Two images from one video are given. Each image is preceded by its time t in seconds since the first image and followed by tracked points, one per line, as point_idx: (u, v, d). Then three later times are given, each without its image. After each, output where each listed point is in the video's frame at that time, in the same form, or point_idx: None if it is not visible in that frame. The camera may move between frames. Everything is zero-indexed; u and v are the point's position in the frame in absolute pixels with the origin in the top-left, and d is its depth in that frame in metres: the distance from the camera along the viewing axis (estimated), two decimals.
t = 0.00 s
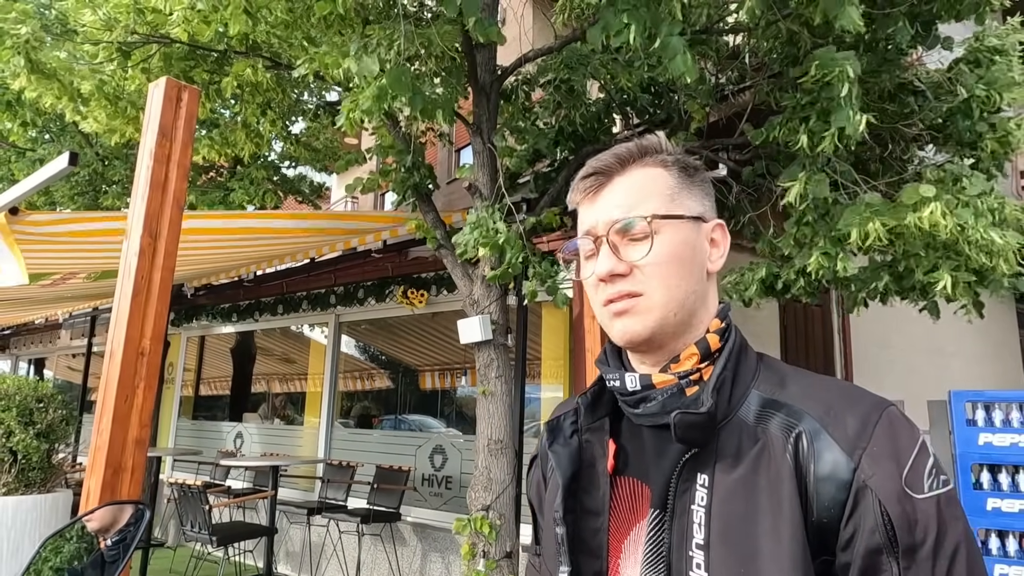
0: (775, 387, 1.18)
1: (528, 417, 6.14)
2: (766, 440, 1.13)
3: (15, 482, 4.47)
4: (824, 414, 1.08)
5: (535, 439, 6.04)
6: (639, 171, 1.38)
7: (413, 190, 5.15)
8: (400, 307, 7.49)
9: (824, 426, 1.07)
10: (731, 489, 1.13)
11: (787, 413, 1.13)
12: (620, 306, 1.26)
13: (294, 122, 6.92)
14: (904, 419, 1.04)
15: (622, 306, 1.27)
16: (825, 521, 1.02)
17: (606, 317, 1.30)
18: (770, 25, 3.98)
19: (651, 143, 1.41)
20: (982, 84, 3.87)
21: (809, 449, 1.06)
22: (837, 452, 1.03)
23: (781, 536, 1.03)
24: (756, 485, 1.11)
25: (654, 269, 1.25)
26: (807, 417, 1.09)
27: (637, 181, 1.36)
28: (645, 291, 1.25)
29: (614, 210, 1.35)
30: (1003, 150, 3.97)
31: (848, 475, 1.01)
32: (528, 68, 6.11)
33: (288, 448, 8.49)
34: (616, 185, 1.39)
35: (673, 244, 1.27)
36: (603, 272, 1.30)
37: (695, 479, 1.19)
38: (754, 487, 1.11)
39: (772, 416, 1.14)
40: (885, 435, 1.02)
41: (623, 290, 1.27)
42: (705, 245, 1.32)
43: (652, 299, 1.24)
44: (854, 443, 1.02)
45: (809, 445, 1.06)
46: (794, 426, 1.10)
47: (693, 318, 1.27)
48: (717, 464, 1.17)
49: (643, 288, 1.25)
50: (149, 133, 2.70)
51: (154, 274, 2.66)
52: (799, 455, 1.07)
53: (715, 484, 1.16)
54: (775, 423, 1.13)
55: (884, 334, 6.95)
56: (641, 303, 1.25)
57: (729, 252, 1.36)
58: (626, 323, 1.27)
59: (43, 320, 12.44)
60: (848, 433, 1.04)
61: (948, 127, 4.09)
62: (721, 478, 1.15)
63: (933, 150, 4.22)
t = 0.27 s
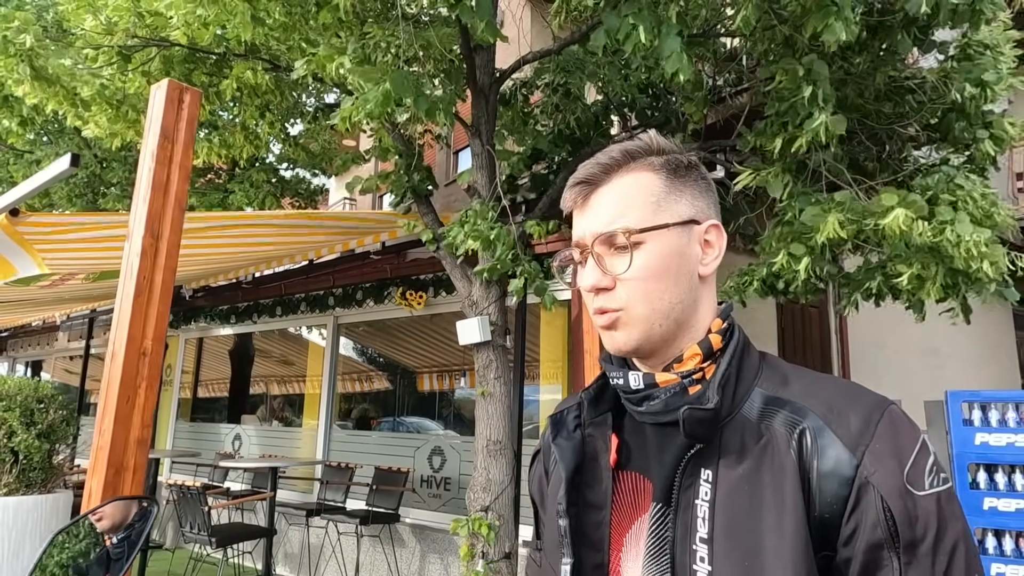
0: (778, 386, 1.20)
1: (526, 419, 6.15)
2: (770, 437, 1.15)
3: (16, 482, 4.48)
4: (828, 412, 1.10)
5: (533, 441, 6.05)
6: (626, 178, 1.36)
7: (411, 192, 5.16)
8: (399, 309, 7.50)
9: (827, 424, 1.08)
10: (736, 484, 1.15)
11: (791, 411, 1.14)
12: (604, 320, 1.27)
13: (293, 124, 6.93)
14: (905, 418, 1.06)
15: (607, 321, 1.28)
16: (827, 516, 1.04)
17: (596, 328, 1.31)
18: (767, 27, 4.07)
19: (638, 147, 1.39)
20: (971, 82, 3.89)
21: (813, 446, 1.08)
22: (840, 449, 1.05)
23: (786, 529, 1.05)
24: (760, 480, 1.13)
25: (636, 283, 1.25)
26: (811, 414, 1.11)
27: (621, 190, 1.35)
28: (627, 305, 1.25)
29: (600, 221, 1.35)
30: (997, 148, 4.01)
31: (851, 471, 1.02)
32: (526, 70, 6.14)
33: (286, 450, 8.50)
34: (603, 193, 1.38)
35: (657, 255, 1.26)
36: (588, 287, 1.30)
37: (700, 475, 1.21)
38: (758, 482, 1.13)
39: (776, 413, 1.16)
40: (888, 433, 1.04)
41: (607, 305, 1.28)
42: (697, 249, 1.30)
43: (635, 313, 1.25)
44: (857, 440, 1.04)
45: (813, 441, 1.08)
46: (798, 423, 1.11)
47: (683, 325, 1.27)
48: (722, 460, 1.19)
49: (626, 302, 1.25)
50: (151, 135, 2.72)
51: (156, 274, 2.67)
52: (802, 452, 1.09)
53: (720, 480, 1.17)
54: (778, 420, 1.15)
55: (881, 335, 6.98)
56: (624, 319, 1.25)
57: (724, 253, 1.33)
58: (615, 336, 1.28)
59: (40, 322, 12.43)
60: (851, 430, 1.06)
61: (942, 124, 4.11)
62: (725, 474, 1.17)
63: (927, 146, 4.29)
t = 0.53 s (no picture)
0: (784, 391, 1.21)
1: (525, 421, 6.15)
2: (775, 442, 1.16)
3: (18, 486, 4.46)
4: (833, 417, 1.11)
5: (532, 443, 6.06)
6: (636, 189, 1.36)
7: (411, 195, 5.17)
8: (397, 311, 7.50)
9: (833, 428, 1.09)
10: (742, 488, 1.16)
11: (797, 415, 1.15)
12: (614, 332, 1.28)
13: (292, 127, 6.94)
14: (911, 424, 1.07)
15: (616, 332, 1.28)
16: (834, 520, 1.04)
17: (606, 341, 1.31)
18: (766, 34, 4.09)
19: (647, 157, 1.38)
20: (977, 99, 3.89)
21: (818, 450, 1.09)
22: (846, 453, 1.06)
23: (793, 532, 1.05)
24: (767, 483, 1.13)
25: (647, 296, 1.25)
26: (817, 419, 1.12)
27: (632, 201, 1.34)
28: (639, 319, 1.25)
29: (609, 232, 1.34)
30: (996, 162, 3.95)
31: (857, 476, 1.03)
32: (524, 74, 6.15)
33: (284, 452, 8.49)
34: (612, 204, 1.37)
35: (667, 268, 1.27)
36: (597, 298, 1.30)
37: (707, 479, 1.21)
38: (764, 486, 1.14)
39: (782, 418, 1.17)
40: (893, 438, 1.05)
41: (618, 319, 1.28)
42: (704, 262, 1.31)
43: (647, 327, 1.25)
44: (863, 445, 1.05)
45: (818, 445, 1.09)
46: (804, 427, 1.12)
47: (693, 337, 1.27)
48: (729, 464, 1.19)
49: (636, 315, 1.26)
50: (154, 139, 2.72)
51: (159, 278, 2.67)
52: (808, 455, 1.09)
53: (727, 484, 1.18)
54: (784, 424, 1.16)
55: (876, 338, 7.03)
56: (635, 331, 1.26)
57: (729, 266, 1.34)
58: (625, 351, 1.28)
59: (36, 325, 12.39)
60: (856, 434, 1.07)
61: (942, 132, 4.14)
62: (732, 478, 1.18)
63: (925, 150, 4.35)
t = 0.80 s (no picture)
0: (817, 403, 1.23)
1: (524, 424, 6.15)
2: (812, 453, 1.18)
3: (21, 490, 4.45)
4: (871, 430, 1.14)
5: (532, 446, 6.06)
6: (716, 185, 1.38)
7: (412, 198, 5.17)
8: (396, 314, 7.49)
9: (871, 441, 1.12)
10: (780, 498, 1.17)
11: (833, 427, 1.18)
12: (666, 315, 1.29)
13: (291, 130, 6.92)
14: (946, 440, 1.11)
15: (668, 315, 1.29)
16: (874, 533, 1.07)
17: (651, 324, 1.33)
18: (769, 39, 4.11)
19: (734, 157, 1.40)
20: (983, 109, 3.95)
21: (857, 462, 1.12)
22: (887, 466, 1.09)
23: (834, 541, 1.07)
24: (804, 493, 1.15)
25: (710, 288, 1.28)
26: (855, 431, 1.14)
27: (710, 195, 1.36)
28: (694, 307, 1.27)
29: (681, 216, 1.35)
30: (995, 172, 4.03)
31: (899, 489, 1.06)
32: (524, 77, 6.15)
33: (282, 455, 8.47)
34: (691, 192, 1.38)
35: (734, 266, 1.29)
36: (658, 277, 1.31)
37: (741, 487, 1.23)
38: (802, 495, 1.15)
39: (818, 429, 1.19)
40: (931, 454, 1.08)
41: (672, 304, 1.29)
42: (763, 271, 1.34)
43: (700, 317, 1.27)
44: (903, 459, 1.08)
45: (858, 457, 1.11)
46: (842, 440, 1.15)
47: (737, 343, 1.29)
48: (764, 473, 1.21)
49: (694, 303, 1.28)
50: (161, 142, 2.71)
51: (166, 282, 2.67)
52: (848, 467, 1.12)
53: (763, 493, 1.20)
54: (821, 436, 1.18)
55: (870, 342, 7.11)
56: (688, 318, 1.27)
57: (781, 284, 1.38)
58: (669, 338, 1.30)
59: (32, 327, 12.33)
60: (895, 448, 1.10)
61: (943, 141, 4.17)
62: (768, 487, 1.20)
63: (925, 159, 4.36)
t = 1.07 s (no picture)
0: (848, 408, 1.27)
1: (524, 426, 6.15)
2: (845, 457, 1.20)
3: (24, 492, 4.43)
4: (903, 436, 1.17)
5: (531, 448, 6.06)
6: (752, 194, 1.41)
7: (412, 200, 5.16)
8: (395, 317, 7.48)
9: (903, 448, 1.15)
10: (813, 500, 1.19)
11: (866, 433, 1.20)
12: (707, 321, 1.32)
13: (290, 131, 6.91)
14: (975, 451, 1.13)
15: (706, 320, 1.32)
16: (904, 538, 1.10)
17: (688, 327, 1.35)
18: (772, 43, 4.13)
19: (767, 165, 1.44)
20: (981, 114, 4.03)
21: (890, 468, 1.14)
22: (919, 473, 1.12)
23: (869, 544, 1.10)
24: (837, 495, 1.18)
25: (750, 296, 1.31)
26: (888, 437, 1.17)
27: (747, 202, 1.40)
28: (734, 314, 1.31)
29: (719, 224, 1.38)
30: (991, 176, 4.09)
31: (930, 496, 1.09)
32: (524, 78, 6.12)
33: (279, 458, 8.45)
34: (727, 199, 1.41)
35: (772, 274, 1.33)
36: (699, 284, 1.34)
37: (774, 490, 1.26)
38: (835, 498, 1.18)
39: (849, 433, 1.22)
40: (963, 462, 1.11)
41: (712, 308, 1.32)
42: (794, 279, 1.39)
43: (740, 323, 1.30)
44: (934, 466, 1.11)
45: (891, 463, 1.14)
46: (875, 445, 1.18)
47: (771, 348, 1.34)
48: (797, 475, 1.23)
49: (734, 309, 1.31)
50: (167, 144, 2.70)
51: (172, 284, 2.66)
52: (881, 472, 1.15)
53: (796, 496, 1.22)
54: (853, 440, 1.21)
55: (871, 344, 7.13)
56: (728, 323, 1.30)
57: (806, 290, 1.44)
58: (707, 341, 1.32)
59: (26, 329, 12.27)
60: (927, 456, 1.13)
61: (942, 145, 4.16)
62: (801, 489, 1.22)
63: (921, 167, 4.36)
